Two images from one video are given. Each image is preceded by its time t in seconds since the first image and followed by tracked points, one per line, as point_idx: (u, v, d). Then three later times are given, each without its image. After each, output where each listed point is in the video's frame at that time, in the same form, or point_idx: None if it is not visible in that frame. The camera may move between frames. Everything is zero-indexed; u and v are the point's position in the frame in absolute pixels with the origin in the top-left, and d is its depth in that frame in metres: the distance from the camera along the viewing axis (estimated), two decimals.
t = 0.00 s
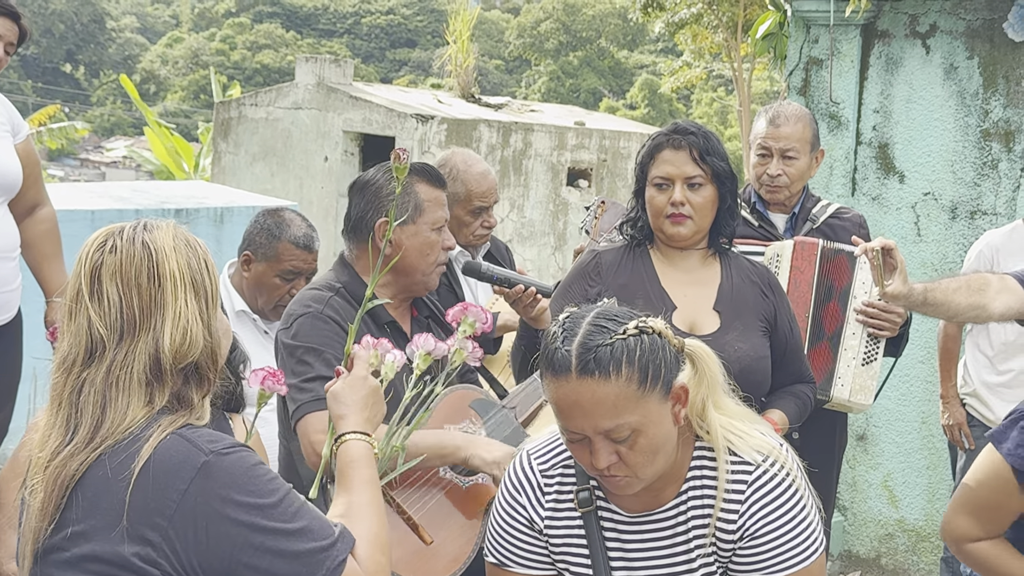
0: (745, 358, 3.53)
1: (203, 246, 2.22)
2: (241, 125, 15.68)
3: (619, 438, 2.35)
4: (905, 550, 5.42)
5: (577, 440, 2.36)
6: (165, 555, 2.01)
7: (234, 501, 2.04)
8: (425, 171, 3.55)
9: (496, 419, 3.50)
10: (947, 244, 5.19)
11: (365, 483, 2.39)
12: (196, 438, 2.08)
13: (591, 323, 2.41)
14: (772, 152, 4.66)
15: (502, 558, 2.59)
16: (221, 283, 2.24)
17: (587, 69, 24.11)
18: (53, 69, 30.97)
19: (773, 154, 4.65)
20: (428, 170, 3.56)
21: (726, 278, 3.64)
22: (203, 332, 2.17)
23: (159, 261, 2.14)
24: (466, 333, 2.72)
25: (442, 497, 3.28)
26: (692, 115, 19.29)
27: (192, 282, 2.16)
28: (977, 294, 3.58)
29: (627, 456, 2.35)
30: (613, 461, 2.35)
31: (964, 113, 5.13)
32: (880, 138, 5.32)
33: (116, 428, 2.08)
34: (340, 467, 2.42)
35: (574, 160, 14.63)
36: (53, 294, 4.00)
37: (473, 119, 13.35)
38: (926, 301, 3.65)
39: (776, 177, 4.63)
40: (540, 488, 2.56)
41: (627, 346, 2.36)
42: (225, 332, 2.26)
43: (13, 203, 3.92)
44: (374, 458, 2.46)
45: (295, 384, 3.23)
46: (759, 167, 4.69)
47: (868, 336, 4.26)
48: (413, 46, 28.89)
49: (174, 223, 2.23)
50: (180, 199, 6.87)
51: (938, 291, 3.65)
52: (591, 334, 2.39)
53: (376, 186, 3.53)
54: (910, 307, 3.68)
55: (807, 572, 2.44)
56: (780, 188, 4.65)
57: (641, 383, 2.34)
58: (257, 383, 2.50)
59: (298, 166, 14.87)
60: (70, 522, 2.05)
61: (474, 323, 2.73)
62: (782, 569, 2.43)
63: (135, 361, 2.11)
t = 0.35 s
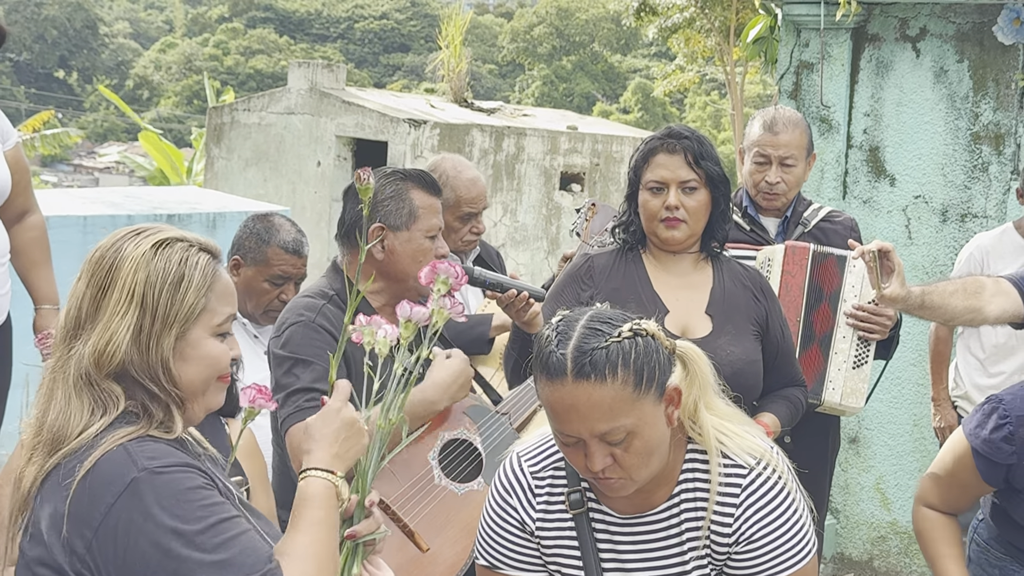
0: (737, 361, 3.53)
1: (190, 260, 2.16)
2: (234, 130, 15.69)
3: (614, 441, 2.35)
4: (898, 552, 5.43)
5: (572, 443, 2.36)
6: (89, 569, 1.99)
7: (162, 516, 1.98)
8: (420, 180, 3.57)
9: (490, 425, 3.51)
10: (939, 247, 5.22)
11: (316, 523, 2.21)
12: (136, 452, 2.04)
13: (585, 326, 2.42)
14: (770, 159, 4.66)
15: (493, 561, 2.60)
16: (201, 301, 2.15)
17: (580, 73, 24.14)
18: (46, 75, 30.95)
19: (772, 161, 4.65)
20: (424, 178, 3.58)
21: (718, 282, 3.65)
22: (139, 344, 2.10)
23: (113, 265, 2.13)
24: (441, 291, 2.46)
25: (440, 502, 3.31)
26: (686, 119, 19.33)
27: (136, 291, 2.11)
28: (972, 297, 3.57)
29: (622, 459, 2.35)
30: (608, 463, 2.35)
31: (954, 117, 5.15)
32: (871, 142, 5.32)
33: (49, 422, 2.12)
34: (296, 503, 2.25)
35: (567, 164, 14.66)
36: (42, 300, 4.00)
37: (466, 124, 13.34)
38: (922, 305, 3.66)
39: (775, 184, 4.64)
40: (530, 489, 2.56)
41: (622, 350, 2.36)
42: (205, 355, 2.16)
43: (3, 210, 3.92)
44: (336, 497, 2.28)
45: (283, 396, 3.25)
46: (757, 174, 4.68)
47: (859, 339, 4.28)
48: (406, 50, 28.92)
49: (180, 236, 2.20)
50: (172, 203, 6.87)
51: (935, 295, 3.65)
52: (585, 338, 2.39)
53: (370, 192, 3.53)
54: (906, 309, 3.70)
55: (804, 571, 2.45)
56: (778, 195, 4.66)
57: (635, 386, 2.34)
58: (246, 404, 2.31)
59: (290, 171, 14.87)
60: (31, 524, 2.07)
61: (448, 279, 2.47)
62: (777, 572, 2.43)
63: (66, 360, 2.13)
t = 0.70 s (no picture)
0: (728, 364, 3.53)
1: (192, 276, 2.25)
2: (228, 134, 15.71)
3: (607, 456, 2.30)
4: (890, 554, 5.43)
5: (565, 459, 2.31)
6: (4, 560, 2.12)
7: (51, 529, 2.05)
8: (411, 184, 3.57)
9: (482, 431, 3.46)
10: (929, 250, 5.22)
11: None
12: (69, 458, 2.13)
13: (574, 342, 2.35)
14: (764, 162, 4.63)
15: (480, 566, 2.54)
16: (194, 321, 2.23)
17: (575, 77, 24.17)
18: (41, 80, 30.97)
19: (766, 164, 4.63)
20: (415, 182, 3.58)
21: (709, 284, 3.65)
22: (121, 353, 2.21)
23: (120, 268, 2.25)
24: (437, 303, 2.44)
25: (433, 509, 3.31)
26: (681, 122, 19.34)
27: (127, 300, 2.21)
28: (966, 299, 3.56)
29: (616, 473, 2.30)
30: (603, 477, 2.30)
31: (944, 119, 5.16)
32: (862, 144, 5.33)
33: (48, 404, 2.29)
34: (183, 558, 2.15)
35: (561, 168, 14.68)
36: (29, 305, 4.02)
37: (459, 128, 13.34)
38: (916, 305, 3.66)
39: (769, 187, 4.61)
40: (518, 495, 2.51)
41: (614, 364, 2.31)
42: (189, 375, 2.24)
43: None
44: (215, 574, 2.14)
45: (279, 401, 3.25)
46: (750, 177, 4.65)
47: (855, 339, 4.28)
48: (401, 54, 28.97)
49: (196, 251, 2.30)
50: (165, 209, 6.88)
51: (927, 296, 3.66)
52: (576, 354, 2.32)
53: (363, 196, 3.54)
54: (899, 309, 3.69)
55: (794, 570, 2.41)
56: (771, 199, 4.64)
57: (628, 401, 2.30)
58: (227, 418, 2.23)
59: (284, 176, 14.89)
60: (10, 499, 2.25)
61: (444, 291, 2.45)
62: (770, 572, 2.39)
63: (64, 351, 2.28)
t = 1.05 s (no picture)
0: (726, 364, 3.52)
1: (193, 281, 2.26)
2: (226, 138, 15.72)
3: (609, 458, 2.29)
4: (888, 554, 5.43)
5: (565, 462, 2.30)
6: None
7: None
8: (409, 181, 3.57)
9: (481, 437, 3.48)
10: (926, 249, 5.23)
11: None
12: (35, 454, 2.16)
13: (575, 347, 2.33)
14: (758, 159, 4.64)
15: (473, 566, 2.53)
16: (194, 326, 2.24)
17: (573, 79, 24.18)
18: (39, 84, 30.95)
19: (759, 162, 4.63)
20: (413, 180, 3.58)
21: (706, 285, 3.65)
22: (119, 355, 2.23)
23: (127, 271, 2.26)
24: (433, 302, 2.46)
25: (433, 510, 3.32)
26: (679, 123, 19.36)
27: (128, 302, 2.22)
28: (966, 296, 3.67)
29: (617, 475, 2.30)
30: (603, 480, 2.29)
31: (940, 119, 5.17)
32: (858, 145, 5.34)
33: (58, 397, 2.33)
34: None
35: (558, 169, 14.69)
36: (25, 308, 4.02)
37: (456, 130, 13.32)
38: (917, 302, 3.71)
39: (763, 185, 4.60)
40: (513, 496, 2.49)
41: (617, 370, 2.30)
42: (187, 380, 2.24)
43: None
44: None
45: (284, 399, 3.23)
46: (744, 174, 4.65)
47: (855, 340, 4.28)
48: (399, 57, 28.97)
49: (202, 257, 2.30)
50: (162, 211, 6.88)
51: (929, 292, 3.72)
52: (578, 359, 2.31)
53: (361, 196, 3.54)
54: (900, 307, 3.73)
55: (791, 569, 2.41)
56: (764, 198, 4.63)
57: (631, 406, 2.29)
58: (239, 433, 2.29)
59: (282, 179, 14.89)
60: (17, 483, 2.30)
61: (438, 291, 2.47)
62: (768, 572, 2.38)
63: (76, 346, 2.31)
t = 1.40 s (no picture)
0: (729, 365, 3.52)
1: (166, 283, 2.27)
2: (228, 139, 15.73)
3: (622, 454, 2.26)
4: (890, 555, 5.43)
5: (578, 459, 2.26)
6: None
7: None
8: (408, 180, 3.58)
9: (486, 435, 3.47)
10: (928, 249, 5.23)
11: None
12: (8, 462, 2.14)
13: (586, 345, 2.32)
14: (754, 158, 4.64)
15: (472, 566, 2.49)
16: (167, 329, 2.25)
17: (575, 80, 24.19)
18: (41, 87, 31.00)
19: (755, 161, 4.64)
20: (413, 179, 3.58)
21: (709, 286, 3.65)
22: (95, 359, 2.24)
23: (103, 276, 2.28)
24: (404, 314, 2.43)
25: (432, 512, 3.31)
26: (681, 124, 19.36)
27: (101, 306, 2.23)
28: (971, 295, 3.67)
29: (630, 471, 2.27)
30: (617, 476, 2.25)
31: (942, 119, 5.17)
32: (860, 145, 5.33)
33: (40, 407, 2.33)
34: None
35: (560, 170, 14.70)
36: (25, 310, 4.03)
37: (458, 132, 13.32)
38: (923, 301, 3.75)
39: (759, 184, 4.61)
40: (513, 495, 2.45)
41: (630, 365, 2.29)
42: (166, 386, 2.25)
43: None
44: None
45: (288, 396, 3.23)
46: (741, 173, 4.66)
47: (858, 339, 4.29)
48: (400, 59, 28.93)
49: (177, 259, 2.31)
50: (163, 213, 6.88)
51: (935, 292, 3.74)
52: (590, 356, 2.30)
53: (362, 197, 3.53)
54: (907, 306, 3.77)
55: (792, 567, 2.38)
56: (763, 198, 4.63)
57: (644, 401, 2.28)
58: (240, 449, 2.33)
59: (284, 180, 14.89)
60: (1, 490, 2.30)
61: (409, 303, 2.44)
62: (772, 569, 2.36)
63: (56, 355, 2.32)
